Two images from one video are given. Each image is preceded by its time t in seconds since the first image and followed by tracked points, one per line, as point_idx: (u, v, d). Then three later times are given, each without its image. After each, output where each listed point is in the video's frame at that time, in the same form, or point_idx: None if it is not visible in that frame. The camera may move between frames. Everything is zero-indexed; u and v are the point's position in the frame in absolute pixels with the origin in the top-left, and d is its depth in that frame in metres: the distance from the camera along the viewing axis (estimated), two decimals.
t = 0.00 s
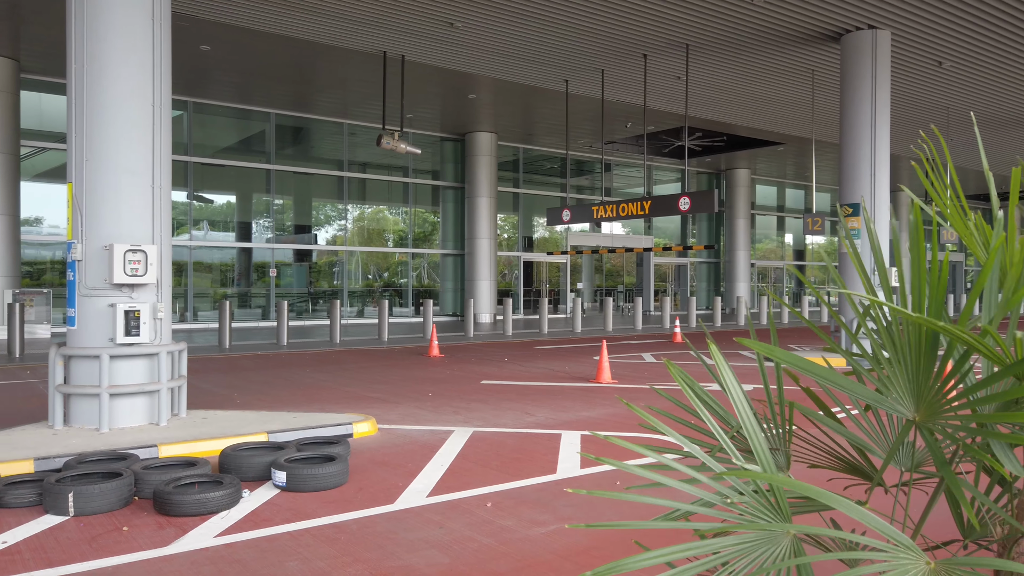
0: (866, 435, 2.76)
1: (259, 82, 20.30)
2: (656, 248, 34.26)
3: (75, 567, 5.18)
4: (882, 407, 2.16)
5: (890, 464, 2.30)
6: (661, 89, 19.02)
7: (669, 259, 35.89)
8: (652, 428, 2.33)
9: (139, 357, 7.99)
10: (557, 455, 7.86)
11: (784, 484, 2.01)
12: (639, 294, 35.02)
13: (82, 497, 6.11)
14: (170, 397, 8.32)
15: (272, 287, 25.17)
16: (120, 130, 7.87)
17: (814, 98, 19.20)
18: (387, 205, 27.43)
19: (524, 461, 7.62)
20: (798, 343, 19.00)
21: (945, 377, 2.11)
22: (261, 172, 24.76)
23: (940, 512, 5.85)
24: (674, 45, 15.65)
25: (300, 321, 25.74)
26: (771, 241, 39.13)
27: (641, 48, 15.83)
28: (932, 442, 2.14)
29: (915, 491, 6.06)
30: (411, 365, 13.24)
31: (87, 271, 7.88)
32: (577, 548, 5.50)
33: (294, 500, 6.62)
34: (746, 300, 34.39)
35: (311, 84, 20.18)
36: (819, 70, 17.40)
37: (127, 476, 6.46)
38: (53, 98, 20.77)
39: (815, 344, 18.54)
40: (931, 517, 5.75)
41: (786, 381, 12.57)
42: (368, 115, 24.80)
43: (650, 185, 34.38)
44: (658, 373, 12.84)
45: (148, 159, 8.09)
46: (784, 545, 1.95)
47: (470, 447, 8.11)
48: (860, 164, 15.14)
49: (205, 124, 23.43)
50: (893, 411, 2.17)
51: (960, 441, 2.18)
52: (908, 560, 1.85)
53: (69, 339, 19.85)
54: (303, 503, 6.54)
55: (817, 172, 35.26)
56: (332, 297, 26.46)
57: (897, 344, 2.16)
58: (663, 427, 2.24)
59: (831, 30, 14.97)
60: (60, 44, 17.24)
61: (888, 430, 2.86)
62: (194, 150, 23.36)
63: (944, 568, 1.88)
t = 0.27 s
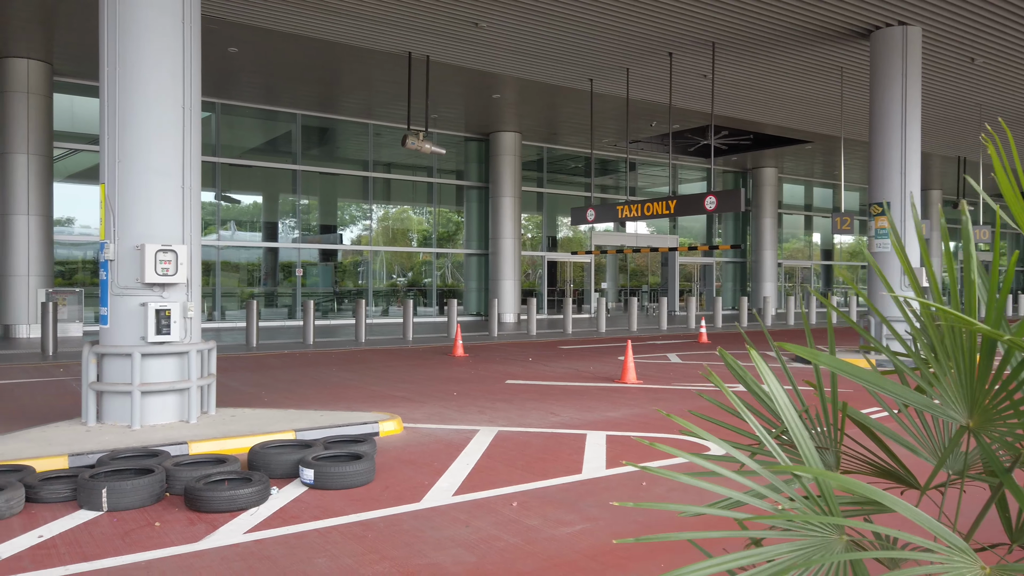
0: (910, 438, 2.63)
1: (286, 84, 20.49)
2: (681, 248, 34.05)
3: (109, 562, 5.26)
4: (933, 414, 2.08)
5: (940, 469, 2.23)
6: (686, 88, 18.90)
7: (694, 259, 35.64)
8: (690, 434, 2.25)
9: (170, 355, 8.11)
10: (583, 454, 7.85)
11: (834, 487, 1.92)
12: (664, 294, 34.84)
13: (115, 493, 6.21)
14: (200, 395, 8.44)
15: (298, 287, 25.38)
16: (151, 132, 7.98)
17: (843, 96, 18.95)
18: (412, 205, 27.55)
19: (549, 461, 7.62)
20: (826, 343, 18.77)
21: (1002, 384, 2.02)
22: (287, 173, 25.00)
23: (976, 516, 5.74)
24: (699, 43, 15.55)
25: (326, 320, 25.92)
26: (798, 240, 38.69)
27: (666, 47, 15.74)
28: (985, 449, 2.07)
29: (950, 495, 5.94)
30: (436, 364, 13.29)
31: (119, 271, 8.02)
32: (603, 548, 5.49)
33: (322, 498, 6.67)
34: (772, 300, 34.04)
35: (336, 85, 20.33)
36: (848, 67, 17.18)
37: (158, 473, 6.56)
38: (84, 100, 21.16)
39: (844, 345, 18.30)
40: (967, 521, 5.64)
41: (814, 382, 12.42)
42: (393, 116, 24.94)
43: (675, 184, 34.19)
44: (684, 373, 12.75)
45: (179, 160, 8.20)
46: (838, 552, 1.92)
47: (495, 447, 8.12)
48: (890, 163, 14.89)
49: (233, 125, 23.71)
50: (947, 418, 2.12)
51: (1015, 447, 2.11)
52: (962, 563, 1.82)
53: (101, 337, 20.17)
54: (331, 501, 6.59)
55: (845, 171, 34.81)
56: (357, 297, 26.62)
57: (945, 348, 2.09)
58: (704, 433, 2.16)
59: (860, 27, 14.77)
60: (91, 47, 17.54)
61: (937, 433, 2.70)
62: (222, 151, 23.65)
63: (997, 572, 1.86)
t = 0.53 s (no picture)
0: (958, 441, 2.50)
1: (316, 87, 20.75)
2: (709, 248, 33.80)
3: (148, 555, 5.41)
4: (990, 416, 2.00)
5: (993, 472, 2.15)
6: (715, 87, 18.78)
7: (722, 259, 35.38)
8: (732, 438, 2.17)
9: (204, 354, 8.28)
10: (610, 454, 7.87)
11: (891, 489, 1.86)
12: (692, 294, 34.64)
13: (153, 488, 6.37)
14: (233, 393, 8.60)
15: (327, 287, 25.63)
16: (186, 135, 8.16)
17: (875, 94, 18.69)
18: (439, 205, 27.72)
19: (577, 461, 7.66)
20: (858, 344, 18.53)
21: None
22: (317, 174, 25.30)
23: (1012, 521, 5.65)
24: (728, 42, 15.46)
25: (355, 320, 26.14)
26: (828, 240, 38.23)
27: (695, 46, 15.66)
28: None
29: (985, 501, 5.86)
30: (464, 364, 13.39)
31: (155, 271, 8.21)
32: (631, 548, 5.52)
33: (353, 495, 6.78)
34: (802, 300, 33.66)
35: (365, 87, 20.54)
36: (880, 66, 16.96)
37: (193, 469, 6.71)
38: (120, 104, 21.62)
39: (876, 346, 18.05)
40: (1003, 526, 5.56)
41: (845, 384, 12.30)
42: (421, 117, 25.13)
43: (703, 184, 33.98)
44: (712, 374, 12.70)
45: (213, 162, 8.37)
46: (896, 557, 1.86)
47: (523, 446, 8.18)
48: (923, 162, 14.64)
49: (264, 127, 24.05)
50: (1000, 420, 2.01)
51: None
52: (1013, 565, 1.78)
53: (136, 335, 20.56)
54: (361, 498, 6.70)
55: (877, 170, 34.33)
56: (385, 297, 26.82)
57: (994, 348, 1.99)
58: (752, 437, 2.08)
59: (893, 24, 14.58)
60: (127, 52, 17.93)
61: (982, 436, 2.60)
62: (254, 152, 24.02)
63: None
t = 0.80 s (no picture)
0: (996, 444, 2.26)
1: (345, 88, 20.91)
2: (738, 248, 33.47)
3: (180, 552, 5.48)
4: None
5: None
6: (744, 85, 18.60)
7: (752, 259, 35.01)
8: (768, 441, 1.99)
9: (235, 353, 8.38)
10: (638, 455, 7.82)
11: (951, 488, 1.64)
12: (721, 295, 34.32)
13: (185, 484, 6.45)
14: (263, 391, 8.70)
15: (356, 287, 25.78)
16: (218, 136, 8.26)
17: (909, 91, 18.35)
18: (466, 205, 27.80)
19: (605, 462, 7.62)
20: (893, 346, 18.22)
21: None
22: (345, 175, 25.51)
23: None
24: (758, 40, 15.29)
25: (382, 319, 26.27)
26: (861, 239, 37.64)
27: (724, 44, 15.51)
28: None
29: None
30: (490, 364, 13.40)
31: (187, 271, 8.32)
32: (660, 550, 5.47)
33: (381, 493, 6.81)
34: (833, 301, 33.21)
35: (392, 88, 20.67)
36: (914, 62, 16.69)
37: (225, 467, 6.79)
38: (153, 106, 21.99)
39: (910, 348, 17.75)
40: None
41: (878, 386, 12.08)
42: (448, 117, 25.22)
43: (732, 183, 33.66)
44: (742, 376, 12.55)
45: (244, 164, 8.47)
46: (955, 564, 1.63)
47: (550, 446, 8.16)
48: (958, 160, 14.35)
49: (293, 129, 24.30)
50: None
51: None
52: None
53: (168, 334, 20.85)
54: (390, 497, 6.73)
55: (910, 168, 33.74)
56: (413, 297, 26.92)
57: None
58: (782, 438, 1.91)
59: (928, 19, 14.32)
60: (160, 55, 18.20)
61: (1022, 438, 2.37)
62: (283, 154, 24.27)
63: None
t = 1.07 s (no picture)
0: None
1: (372, 89, 21.06)
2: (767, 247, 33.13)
3: (212, 547, 5.56)
4: None
5: None
6: (773, 83, 18.40)
7: (781, 258, 34.64)
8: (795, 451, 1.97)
9: (265, 352, 8.48)
10: (666, 456, 7.78)
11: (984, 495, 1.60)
12: (749, 294, 33.99)
13: (217, 481, 6.55)
14: (292, 390, 8.79)
15: (382, 286, 25.91)
16: (249, 137, 8.37)
17: (943, 87, 18.02)
18: (492, 205, 27.85)
19: (631, 462, 7.58)
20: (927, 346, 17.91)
21: None
22: (372, 175, 25.69)
23: None
24: (787, 36, 15.12)
25: (409, 319, 26.37)
26: (892, 239, 37.05)
27: (752, 41, 15.36)
28: None
29: None
30: (516, 363, 13.41)
31: (218, 270, 8.44)
32: (688, 550, 5.44)
33: (408, 491, 6.85)
34: (864, 301, 32.74)
35: (418, 89, 20.78)
36: (949, 58, 16.39)
37: (255, 464, 6.87)
38: (184, 109, 22.36)
39: (945, 348, 17.44)
40: None
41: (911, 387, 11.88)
42: (474, 117, 25.31)
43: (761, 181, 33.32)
44: (770, 376, 12.42)
45: (274, 165, 8.56)
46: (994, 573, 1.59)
47: (576, 446, 8.14)
48: (994, 156, 14.08)
49: (321, 130, 24.55)
50: None
51: None
52: None
53: (199, 333, 21.13)
54: (417, 495, 6.76)
55: (944, 165, 33.13)
56: (439, 296, 27.00)
57: None
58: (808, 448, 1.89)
59: (962, 13, 14.06)
60: (191, 58, 18.48)
61: None
62: (311, 155, 24.52)
63: None
